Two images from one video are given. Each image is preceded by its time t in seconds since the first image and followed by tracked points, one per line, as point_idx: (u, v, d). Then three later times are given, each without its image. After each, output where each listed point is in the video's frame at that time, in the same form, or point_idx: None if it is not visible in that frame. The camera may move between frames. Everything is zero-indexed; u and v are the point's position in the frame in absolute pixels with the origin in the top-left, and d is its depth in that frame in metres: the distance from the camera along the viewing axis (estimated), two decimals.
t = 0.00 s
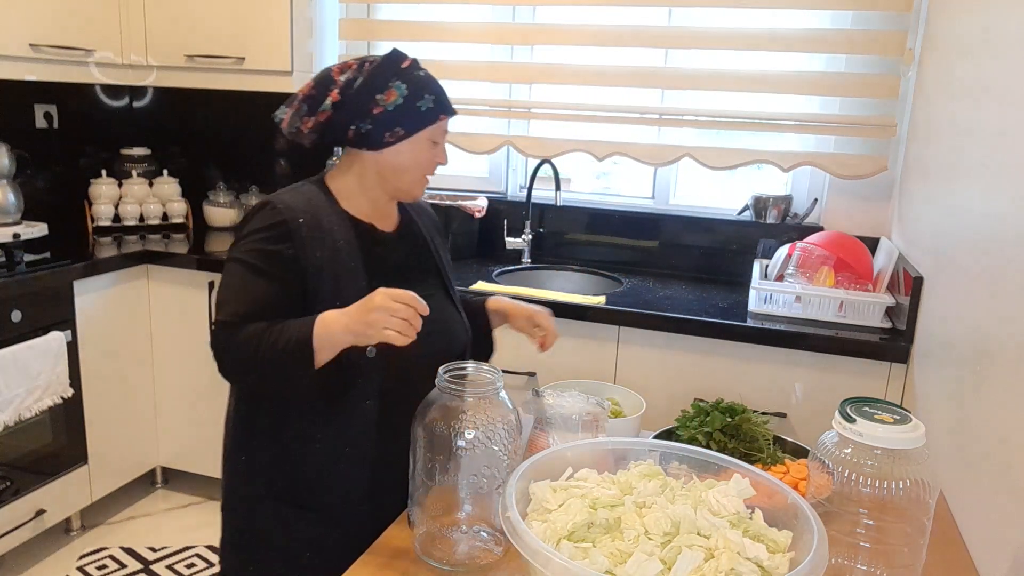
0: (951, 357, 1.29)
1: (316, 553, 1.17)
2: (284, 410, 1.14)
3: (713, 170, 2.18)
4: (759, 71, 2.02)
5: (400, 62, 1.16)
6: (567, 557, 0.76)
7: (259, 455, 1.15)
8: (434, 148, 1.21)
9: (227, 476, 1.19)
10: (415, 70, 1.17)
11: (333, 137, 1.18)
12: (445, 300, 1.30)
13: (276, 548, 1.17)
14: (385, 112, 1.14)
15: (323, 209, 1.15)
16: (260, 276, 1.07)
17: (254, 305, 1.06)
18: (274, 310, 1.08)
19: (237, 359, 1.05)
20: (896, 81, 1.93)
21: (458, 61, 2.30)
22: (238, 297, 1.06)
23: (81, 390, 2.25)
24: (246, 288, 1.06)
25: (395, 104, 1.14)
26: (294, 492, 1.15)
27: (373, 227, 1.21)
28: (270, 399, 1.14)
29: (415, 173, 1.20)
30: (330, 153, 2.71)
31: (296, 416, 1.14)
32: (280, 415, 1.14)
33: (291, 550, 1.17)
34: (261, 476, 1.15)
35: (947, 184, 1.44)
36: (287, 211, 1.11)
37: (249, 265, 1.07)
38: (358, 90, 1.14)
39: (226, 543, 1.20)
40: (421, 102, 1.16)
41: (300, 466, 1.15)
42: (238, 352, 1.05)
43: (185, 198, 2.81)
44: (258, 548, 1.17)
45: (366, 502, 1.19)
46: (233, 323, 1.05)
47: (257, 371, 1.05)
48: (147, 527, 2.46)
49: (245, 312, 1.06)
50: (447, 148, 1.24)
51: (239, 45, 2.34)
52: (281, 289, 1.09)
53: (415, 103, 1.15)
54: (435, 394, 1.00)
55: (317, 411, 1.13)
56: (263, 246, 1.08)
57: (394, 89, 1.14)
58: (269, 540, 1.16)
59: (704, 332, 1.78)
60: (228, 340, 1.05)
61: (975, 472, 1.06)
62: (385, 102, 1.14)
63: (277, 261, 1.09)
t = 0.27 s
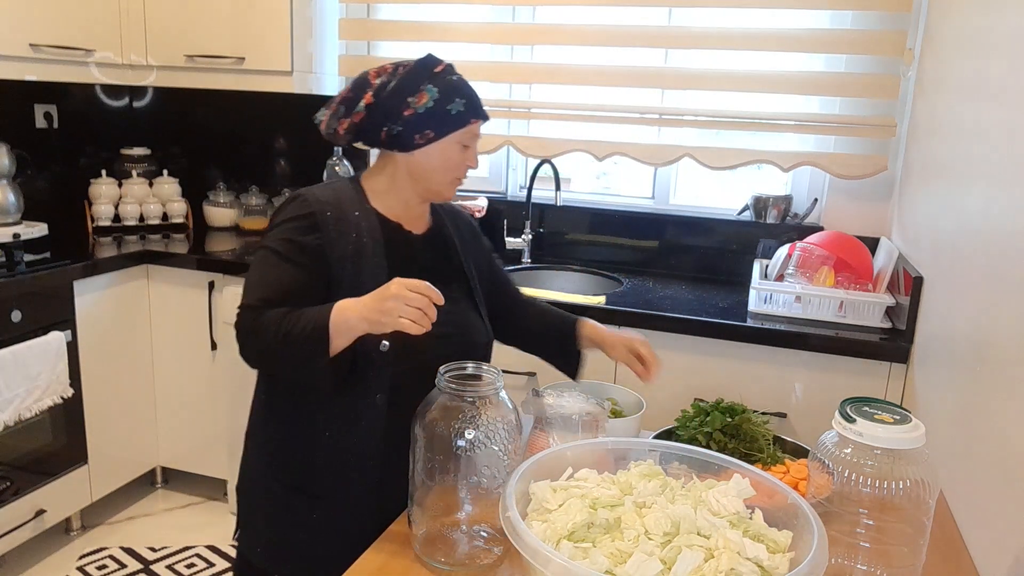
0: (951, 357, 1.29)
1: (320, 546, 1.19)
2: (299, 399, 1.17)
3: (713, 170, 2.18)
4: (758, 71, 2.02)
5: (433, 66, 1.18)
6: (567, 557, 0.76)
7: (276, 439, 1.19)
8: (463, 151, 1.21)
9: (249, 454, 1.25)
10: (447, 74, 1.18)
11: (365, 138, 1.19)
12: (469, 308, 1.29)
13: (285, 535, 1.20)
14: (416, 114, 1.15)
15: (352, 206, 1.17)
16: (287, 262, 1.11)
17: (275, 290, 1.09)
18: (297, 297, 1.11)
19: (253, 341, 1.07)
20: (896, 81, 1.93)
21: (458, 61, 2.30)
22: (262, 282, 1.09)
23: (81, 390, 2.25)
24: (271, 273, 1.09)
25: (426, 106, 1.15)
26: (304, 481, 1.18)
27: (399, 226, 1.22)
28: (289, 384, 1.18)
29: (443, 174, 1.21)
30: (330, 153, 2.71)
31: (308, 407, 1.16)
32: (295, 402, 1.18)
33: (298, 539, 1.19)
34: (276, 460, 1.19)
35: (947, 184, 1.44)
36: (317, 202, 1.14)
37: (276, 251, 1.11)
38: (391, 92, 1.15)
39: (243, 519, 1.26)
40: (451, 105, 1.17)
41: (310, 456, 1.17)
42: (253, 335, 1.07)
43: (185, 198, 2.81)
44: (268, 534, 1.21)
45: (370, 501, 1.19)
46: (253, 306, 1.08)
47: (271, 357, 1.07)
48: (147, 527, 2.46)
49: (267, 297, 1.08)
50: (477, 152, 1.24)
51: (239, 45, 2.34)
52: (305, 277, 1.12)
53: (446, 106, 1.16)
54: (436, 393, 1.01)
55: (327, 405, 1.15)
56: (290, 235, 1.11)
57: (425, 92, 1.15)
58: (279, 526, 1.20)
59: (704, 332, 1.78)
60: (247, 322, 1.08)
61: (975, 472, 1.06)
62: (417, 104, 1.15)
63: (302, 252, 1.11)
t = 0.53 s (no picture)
0: (951, 357, 1.29)
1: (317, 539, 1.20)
2: (304, 388, 1.20)
3: (713, 170, 2.18)
4: (758, 71, 2.02)
5: (465, 71, 1.18)
6: (567, 557, 0.76)
7: (282, 427, 1.22)
8: (488, 156, 1.20)
9: (259, 439, 1.28)
10: (478, 79, 1.18)
11: (394, 139, 1.21)
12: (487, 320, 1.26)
13: (285, 523, 1.22)
14: (442, 116, 1.15)
15: (370, 204, 1.19)
16: (301, 252, 1.14)
17: (285, 278, 1.12)
18: (306, 287, 1.14)
19: (258, 326, 1.10)
20: (897, 81, 1.93)
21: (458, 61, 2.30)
22: (275, 269, 1.12)
23: (81, 390, 2.25)
24: (284, 261, 1.13)
25: (452, 109, 1.15)
26: (305, 471, 1.20)
27: (420, 229, 1.23)
28: (296, 372, 1.20)
29: (466, 177, 1.19)
30: (330, 153, 2.71)
31: (311, 396, 1.18)
32: (299, 391, 1.20)
33: (297, 529, 1.21)
34: (281, 447, 1.22)
35: (947, 184, 1.44)
36: (335, 198, 1.18)
37: (291, 243, 1.14)
38: (420, 93, 1.16)
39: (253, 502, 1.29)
40: (477, 109, 1.17)
41: (310, 446, 1.19)
42: (260, 320, 1.10)
43: (185, 198, 2.81)
44: (271, 519, 1.23)
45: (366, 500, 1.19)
46: (263, 290, 1.11)
47: (275, 344, 1.09)
48: (147, 527, 2.46)
49: (276, 283, 1.11)
50: (505, 160, 1.23)
51: (239, 45, 2.34)
52: (316, 269, 1.14)
53: (472, 110, 1.16)
54: (435, 393, 1.01)
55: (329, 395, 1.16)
56: (307, 227, 1.15)
57: (453, 95, 1.16)
58: (280, 513, 1.22)
59: (704, 332, 1.78)
60: (256, 305, 1.11)
61: (975, 472, 1.06)
62: (443, 106, 1.15)
63: (317, 245, 1.15)
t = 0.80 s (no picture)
0: (951, 357, 1.29)
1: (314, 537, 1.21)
2: (304, 387, 1.20)
3: (713, 170, 2.18)
4: (758, 71, 2.02)
5: (467, 72, 1.17)
6: (567, 556, 0.76)
7: (282, 424, 1.22)
8: (490, 158, 1.19)
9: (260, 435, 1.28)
10: (480, 80, 1.17)
11: (399, 140, 1.21)
12: (489, 320, 1.26)
13: (283, 519, 1.22)
14: (442, 117, 1.15)
15: (374, 206, 1.19)
16: (304, 253, 1.14)
17: (288, 279, 1.12)
18: (310, 288, 1.14)
19: (260, 326, 1.11)
20: (897, 81, 1.92)
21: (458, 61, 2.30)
22: (278, 269, 1.12)
23: (81, 390, 2.25)
24: (288, 262, 1.13)
25: (452, 110, 1.14)
26: (305, 469, 1.20)
27: (423, 231, 1.22)
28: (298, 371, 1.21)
29: (467, 179, 1.18)
30: (330, 153, 2.71)
31: (312, 395, 1.19)
32: (301, 389, 1.20)
33: (295, 527, 1.21)
34: (281, 445, 1.22)
35: (947, 184, 1.44)
36: (339, 199, 1.17)
37: (295, 244, 1.14)
38: (421, 94, 1.16)
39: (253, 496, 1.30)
40: (478, 110, 1.15)
41: (310, 445, 1.19)
42: (263, 321, 1.10)
43: (185, 198, 2.81)
44: (270, 516, 1.24)
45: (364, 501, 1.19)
46: (266, 291, 1.11)
47: (278, 344, 1.09)
48: (147, 527, 2.46)
49: (279, 284, 1.11)
50: (509, 162, 1.21)
51: (239, 45, 2.34)
52: (318, 270, 1.14)
53: (473, 110, 1.15)
54: (436, 393, 1.01)
55: (331, 395, 1.17)
56: (311, 228, 1.15)
57: (454, 96, 1.15)
58: (279, 510, 1.23)
59: (704, 332, 1.78)
60: (259, 305, 1.12)
61: (975, 473, 1.06)
62: (443, 108, 1.15)
63: (320, 247, 1.15)
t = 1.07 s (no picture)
0: (951, 358, 1.29)
1: (313, 537, 1.20)
2: (304, 386, 1.20)
3: (713, 170, 2.18)
4: (758, 71, 2.02)
5: (464, 72, 1.17)
6: (567, 557, 0.76)
7: (281, 423, 1.22)
8: (489, 158, 1.19)
9: (259, 434, 1.28)
10: (477, 80, 1.17)
11: (398, 140, 1.22)
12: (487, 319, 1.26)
13: (281, 518, 1.22)
14: (439, 118, 1.15)
15: (375, 206, 1.18)
16: (304, 253, 1.14)
17: (288, 280, 1.12)
18: (310, 289, 1.14)
19: (260, 327, 1.11)
20: (897, 81, 1.93)
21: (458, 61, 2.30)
22: (278, 271, 1.13)
23: (81, 390, 2.25)
24: (288, 263, 1.13)
25: (449, 111, 1.15)
26: (304, 468, 1.20)
27: (422, 231, 1.22)
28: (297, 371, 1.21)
29: (466, 180, 1.18)
30: (330, 153, 2.71)
31: (312, 395, 1.19)
32: (301, 389, 1.20)
33: (293, 526, 1.21)
34: (280, 444, 1.22)
35: (947, 183, 1.44)
36: (339, 199, 1.17)
37: (295, 244, 1.14)
38: (419, 95, 1.17)
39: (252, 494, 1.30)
40: (475, 111, 1.15)
41: (309, 445, 1.19)
42: (264, 321, 1.10)
43: (185, 198, 2.81)
44: (267, 514, 1.24)
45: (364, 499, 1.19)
46: (266, 291, 1.11)
47: (278, 344, 1.09)
48: (147, 527, 2.46)
49: (279, 285, 1.11)
50: (507, 162, 1.21)
51: (239, 45, 2.34)
52: (318, 271, 1.14)
53: (469, 111, 1.15)
54: (436, 393, 1.01)
55: (330, 395, 1.17)
56: (312, 230, 1.15)
57: (451, 96, 1.15)
58: (277, 509, 1.23)
59: (704, 332, 1.78)
60: (259, 306, 1.12)
61: (975, 473, 1.06)
62: (440, 108, 1.15)
63: (321, 248, 1.15)
